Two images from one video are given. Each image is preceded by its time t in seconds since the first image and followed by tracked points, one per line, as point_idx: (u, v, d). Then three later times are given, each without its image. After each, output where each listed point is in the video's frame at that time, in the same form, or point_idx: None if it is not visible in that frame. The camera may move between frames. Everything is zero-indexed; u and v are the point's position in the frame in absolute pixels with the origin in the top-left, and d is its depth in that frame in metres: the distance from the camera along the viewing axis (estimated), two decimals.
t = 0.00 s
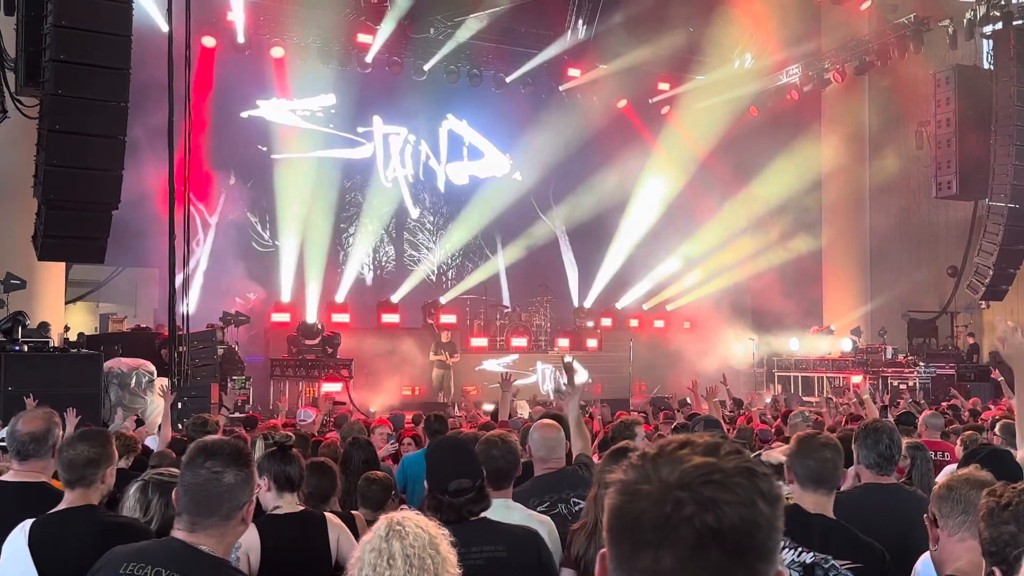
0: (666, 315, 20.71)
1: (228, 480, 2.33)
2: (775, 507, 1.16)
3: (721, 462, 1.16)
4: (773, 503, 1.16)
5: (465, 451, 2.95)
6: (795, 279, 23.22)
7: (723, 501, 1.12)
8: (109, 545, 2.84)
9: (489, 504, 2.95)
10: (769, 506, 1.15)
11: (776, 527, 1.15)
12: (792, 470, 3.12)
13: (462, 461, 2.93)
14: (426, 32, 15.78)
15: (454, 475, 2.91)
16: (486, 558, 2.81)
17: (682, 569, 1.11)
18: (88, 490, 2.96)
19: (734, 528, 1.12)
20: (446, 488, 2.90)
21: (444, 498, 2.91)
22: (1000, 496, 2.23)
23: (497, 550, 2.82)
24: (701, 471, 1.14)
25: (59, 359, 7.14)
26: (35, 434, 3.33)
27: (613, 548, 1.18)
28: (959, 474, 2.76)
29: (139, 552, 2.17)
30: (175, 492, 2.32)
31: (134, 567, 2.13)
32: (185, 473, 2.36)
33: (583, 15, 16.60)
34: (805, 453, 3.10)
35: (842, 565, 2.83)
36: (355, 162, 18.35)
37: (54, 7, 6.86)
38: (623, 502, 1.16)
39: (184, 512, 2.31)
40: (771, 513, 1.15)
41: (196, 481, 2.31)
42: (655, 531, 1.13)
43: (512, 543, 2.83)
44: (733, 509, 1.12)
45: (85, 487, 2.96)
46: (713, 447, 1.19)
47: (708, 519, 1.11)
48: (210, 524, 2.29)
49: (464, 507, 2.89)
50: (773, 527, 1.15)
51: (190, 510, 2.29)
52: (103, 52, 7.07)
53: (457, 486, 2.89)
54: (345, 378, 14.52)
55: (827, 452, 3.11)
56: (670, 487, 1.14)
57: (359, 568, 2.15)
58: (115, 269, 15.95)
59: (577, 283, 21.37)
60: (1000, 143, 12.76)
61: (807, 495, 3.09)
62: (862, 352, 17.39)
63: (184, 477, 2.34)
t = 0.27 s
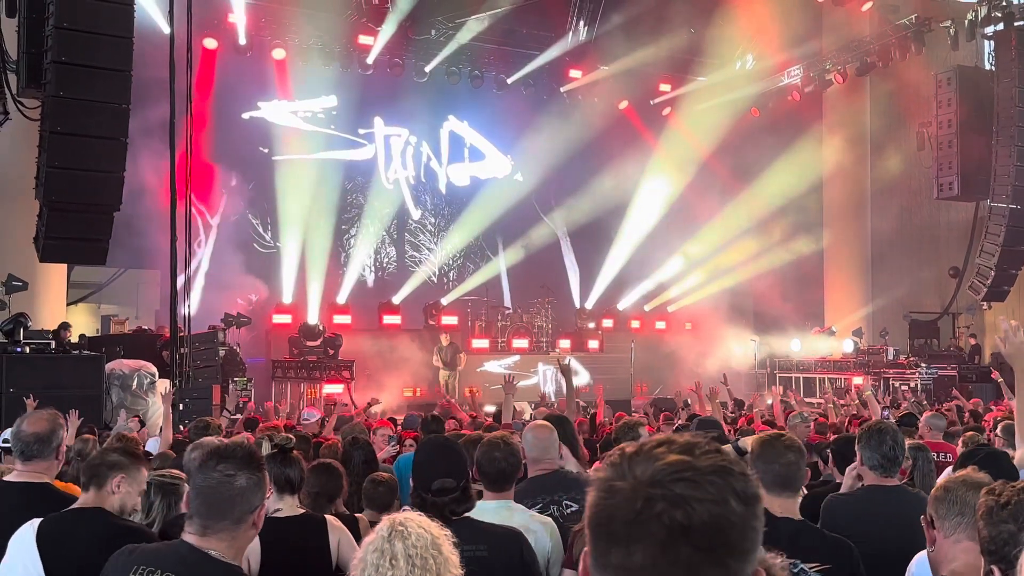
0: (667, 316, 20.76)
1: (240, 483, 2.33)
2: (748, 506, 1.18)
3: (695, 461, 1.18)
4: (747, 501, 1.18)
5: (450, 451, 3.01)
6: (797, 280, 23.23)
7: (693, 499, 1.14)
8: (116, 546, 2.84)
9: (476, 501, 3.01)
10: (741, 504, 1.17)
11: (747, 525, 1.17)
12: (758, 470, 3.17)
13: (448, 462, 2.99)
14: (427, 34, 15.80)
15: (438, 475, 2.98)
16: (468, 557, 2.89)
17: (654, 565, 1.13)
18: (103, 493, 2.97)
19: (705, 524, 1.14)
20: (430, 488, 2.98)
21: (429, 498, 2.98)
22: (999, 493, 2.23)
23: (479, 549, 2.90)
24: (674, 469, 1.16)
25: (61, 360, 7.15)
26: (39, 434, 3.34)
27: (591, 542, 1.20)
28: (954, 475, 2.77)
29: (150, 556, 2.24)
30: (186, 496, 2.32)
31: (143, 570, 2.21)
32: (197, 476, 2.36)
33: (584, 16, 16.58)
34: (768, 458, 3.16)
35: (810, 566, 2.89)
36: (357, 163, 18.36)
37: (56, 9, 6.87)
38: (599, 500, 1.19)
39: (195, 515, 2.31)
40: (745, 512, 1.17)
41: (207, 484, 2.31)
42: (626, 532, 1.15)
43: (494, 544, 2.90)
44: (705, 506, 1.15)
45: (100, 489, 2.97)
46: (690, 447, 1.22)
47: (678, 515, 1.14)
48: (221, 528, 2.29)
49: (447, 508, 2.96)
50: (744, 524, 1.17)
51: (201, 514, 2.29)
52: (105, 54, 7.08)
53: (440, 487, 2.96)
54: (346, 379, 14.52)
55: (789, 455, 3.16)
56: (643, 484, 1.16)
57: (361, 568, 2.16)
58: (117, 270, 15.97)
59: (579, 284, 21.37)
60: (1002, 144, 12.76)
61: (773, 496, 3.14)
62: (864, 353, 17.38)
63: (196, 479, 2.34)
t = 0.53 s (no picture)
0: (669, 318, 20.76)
1: (250, 483, 2.31)
2: (775, 510, 1.12)
3: (721, 461, 1.12)
4: (775, 503, 1.12)
5: (452, 453, 3.03)
6: (798, 280, 23.23)
7: (720, 502, 1.09)
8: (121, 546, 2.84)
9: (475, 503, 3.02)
10: (770, 507, 1.12)
11: (775, 529, 1.11)
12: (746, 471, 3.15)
13: (449, 463, 3.01)
14: (429, 34, 15.81)
15: (438, 476, 2.99)
16: (466, 557, 2.89)
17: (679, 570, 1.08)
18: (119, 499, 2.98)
19: (732, 529, 1.08)
20: (429, 488, 2.99)
21: (428, 498, 3.00)
22: (999, 494, 2.23)
23: (479, 550, 2.90)
24: (700, 471, 1.10)
25: (64, 362, 7.15)
26: (44, 435, 3.34)
27: (611, 544, 1.15)
28: (952, 476, 2.75)
29: (158, 558, 2.28)
30: (196, 495, 2.32)
31: (152, 570, 2.26)
32: (207, 476, 2.36)
33: (586, 17, 16.58)
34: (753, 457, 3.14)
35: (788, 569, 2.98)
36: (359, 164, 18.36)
37: (58, 10, 6.87)
38: (621, 501, 1.13)
39: (204, 515, 2.31)
40: (773, 514, 1.11)
41: (218, 485, 2.31)
42: (647, 532, 1.10)
43: (493, 544, 2.89)
44: (734, 507, 1.09)
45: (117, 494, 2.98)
46: (714, 446, 1.16)
47: (706, 520, 1.08)
48: (230, 530, 2.29)
49: (446, 508, 2.96)
50: (773, 529, 1.11)
51: (211, 514, 2.29)
52: (107, 55, 7.08)
53: (441, 488, 2.98)
54: (348, 380, 14.50)
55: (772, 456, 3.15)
56: (668, 486, 1.10)
57: (364, 568, 2.16)
58: (119, 271, 15.97)
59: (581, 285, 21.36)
60: (1004, 145, 12.73)
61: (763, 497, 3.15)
62: (866, 353, 17.36)
63: (206, 479, 2.34)
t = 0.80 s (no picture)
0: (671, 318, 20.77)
1: (261, 487, 2.32)
2: (829, 515, 1.11)
3: (774, 463, 1.11)
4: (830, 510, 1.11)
5: (462, 454, 3.01)
6: (800, 280, 23.23)
7: (777, 505, 1.08)
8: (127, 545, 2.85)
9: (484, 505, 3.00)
10: (826, 511, 1.11)
11: (829, 536, 1.10)
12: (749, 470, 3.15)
13: (458, 464, 3.00)
14: (430, 35, 15.84)
15: (448, 477, 2.97)
16: (474, 559, 2.85)
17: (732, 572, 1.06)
18: (130, 502, 2.98)
19: (789, 533, 1.07)
20: (440, 488, 2.98)
21: (438, 499, 2.98)
22: (1000, 494, 2.23)
23: (487, 552, 2.86)
24: (753, 473, 1.09)
25: (67, 362, 7.16)
26: (48, 435, 3.34)
27: (655, 550, 1.14)
28: (950, 476, 2.74)
29: (168, 558, 2.29)
30: (207, 497, 2.33)
31: (161, 569, 2.27)
32: (219, 477, 2.36)
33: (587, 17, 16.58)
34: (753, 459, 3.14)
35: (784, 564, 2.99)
36: (361, 165, 18.37)
37: (60, 11, 6.87)
38: (671, 503, 1.12)
39: (214, 517, 2.32)
40: (828, 519, 1.10)
41: (228, 488, 2.31)
42: (700, 535, 1.08)
43: (503, 546, 2.85)
44: (790, 511, 1.08)
45: (128, 498, 2.98)
46: (767, 448, 1.15)
47: (763, 524, 1.07)
48: (240, 532, 2.30)
49: (455, 510, 2.94)
50: (828, 534, 1.10)
51: (221, 517, 2.30)
52: (109, 55, 7.08)
53: (450, 489, 2.96)
54: (350, 380, 14.49)
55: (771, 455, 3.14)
56: (721, 488, 1.09)
57: (365, 567, 2.16)
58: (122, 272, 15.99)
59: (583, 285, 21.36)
60: (1006, 145, 12.72)
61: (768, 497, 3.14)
62: (869, 354, 17.35)
63: (217, 482, 2.34)
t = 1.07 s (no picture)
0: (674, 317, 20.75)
1: (266, 486, 2.33)
2: (885, 525, 1.09)
3: (832, 470, 1.08)
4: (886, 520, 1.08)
5: (482, 454, 2.91)
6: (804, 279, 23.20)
7: (836, 515, 1.05)
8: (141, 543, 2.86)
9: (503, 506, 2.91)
10: (884, 522, 1.08)
11: (885, 547, 1.07)
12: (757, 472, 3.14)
13: (478, 465, 2.89)
14: (433, 34, 15.85)
15: (467, 478, 2.87)
16: (493, 563, 2.79)
17: None
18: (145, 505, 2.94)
19: (848, 544, 1.04)
20: (458, 489, 2.87)
21: (456, 499, 2.87)
22: (1006, 492, 2.23)
23: (506, 555, 2.80)
24: (813, 480, 1.06)
25: (70, 361, 7.17)
26: (53, 435, 3.35)
27: (701, 553, 1.10)
28: (949, 475, 2.73)
29: (174, 557, 2.27)
30: (211, 496, 2.33)
31: (167, 570, 2.25)
32: (223, 477, 2.37)
33: (590, 16, 16.55)
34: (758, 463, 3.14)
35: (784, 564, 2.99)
36: (363, 165, 18.37)
37: (63, 11, 6.87)
38: (722, 507, 1.08)
39: (219, 516, 2.32)
40: (884, 529, 1.08)
41: (233, 486, 2.31)
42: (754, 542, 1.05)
43: (523, 550, 2.80)
44: (849, 522, 1.05)
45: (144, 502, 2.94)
46: (822, 454, 1.12)
47: (821, 533, 1.04)
48: (246, 530, 2.29)
49: (475, 511, 2.85)
50: (884, 546, 1.07)
51: (226, 516, 2.30)
52: (112, 55, 7.08)
53: (470, 491, 2.85)
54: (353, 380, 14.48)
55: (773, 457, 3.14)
56: (779, 493, 1.05)
57: (369, 567, 2.16)
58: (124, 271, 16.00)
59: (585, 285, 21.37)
60: (1009, 144, 12.71)
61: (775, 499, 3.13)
62: (871, 353, 17.35)
63: (222, 480, 2.34)
